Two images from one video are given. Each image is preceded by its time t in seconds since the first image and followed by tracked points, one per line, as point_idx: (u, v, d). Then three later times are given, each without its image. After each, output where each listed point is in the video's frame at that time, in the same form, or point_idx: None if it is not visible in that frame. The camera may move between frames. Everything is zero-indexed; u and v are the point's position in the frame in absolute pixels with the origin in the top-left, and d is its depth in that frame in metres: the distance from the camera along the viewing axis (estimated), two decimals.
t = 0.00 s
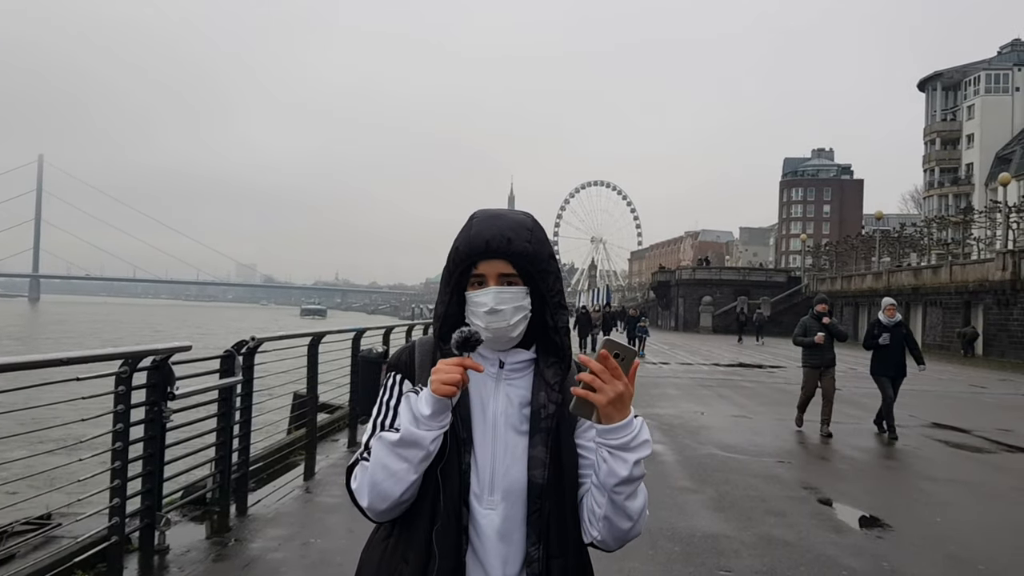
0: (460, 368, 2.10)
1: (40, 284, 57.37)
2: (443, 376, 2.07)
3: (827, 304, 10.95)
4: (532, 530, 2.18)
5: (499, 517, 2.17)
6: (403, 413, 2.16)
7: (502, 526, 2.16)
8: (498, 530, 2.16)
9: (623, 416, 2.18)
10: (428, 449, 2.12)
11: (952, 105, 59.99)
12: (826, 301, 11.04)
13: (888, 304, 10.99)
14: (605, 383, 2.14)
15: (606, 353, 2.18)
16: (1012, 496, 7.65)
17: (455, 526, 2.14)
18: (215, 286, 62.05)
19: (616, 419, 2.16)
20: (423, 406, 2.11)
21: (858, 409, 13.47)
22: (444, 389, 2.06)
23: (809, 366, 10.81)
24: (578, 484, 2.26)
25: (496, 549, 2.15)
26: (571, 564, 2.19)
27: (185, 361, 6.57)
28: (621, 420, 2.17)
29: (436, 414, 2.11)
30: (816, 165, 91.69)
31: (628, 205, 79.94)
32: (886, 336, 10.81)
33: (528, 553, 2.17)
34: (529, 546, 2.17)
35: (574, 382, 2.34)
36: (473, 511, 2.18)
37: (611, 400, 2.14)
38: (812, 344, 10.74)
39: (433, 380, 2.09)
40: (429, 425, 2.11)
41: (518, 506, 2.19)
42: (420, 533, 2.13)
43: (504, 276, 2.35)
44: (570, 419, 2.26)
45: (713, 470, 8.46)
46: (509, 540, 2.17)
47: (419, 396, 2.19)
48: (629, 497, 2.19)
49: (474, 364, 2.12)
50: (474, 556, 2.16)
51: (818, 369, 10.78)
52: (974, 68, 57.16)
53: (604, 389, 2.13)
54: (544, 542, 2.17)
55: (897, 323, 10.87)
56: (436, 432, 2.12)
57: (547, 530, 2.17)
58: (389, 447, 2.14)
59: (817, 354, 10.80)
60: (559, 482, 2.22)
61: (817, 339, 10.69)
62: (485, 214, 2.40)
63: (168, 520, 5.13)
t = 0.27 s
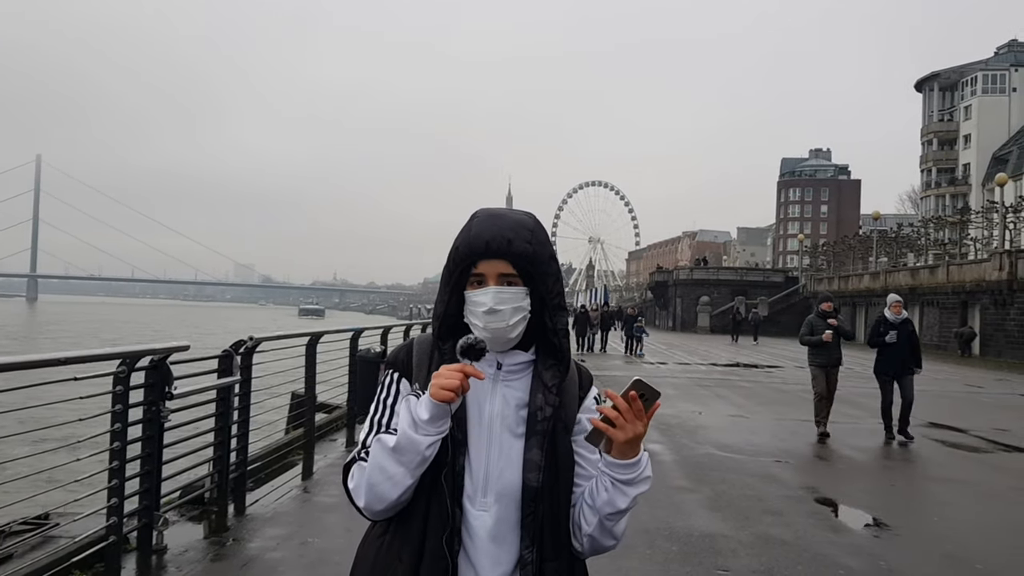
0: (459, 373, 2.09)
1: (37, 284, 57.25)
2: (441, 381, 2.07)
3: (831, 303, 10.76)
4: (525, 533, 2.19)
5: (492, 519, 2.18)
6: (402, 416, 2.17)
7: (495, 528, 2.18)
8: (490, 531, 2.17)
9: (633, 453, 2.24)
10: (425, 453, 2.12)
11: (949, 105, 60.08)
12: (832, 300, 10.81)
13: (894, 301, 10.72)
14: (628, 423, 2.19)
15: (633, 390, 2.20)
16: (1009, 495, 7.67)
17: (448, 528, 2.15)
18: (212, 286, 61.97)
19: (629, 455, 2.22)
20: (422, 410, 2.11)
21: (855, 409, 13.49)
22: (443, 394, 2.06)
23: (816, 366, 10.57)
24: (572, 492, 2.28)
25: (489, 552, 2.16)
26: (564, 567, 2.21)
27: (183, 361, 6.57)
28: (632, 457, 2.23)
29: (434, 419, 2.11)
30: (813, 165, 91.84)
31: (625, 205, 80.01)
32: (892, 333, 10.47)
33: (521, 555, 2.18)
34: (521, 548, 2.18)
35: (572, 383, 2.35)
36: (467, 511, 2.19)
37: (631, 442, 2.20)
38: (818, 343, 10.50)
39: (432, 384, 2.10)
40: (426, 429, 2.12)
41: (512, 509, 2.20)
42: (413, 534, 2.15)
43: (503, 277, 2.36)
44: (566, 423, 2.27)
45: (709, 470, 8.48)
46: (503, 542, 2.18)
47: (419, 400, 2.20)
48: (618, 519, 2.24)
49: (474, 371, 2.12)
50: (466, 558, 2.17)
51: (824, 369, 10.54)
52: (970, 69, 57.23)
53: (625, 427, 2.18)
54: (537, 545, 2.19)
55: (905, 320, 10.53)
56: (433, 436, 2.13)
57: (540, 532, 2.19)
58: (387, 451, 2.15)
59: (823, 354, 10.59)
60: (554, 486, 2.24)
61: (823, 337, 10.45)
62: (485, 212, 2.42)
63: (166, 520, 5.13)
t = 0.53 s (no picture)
0: (454, 375, 2.09)
1: (36, 285, 57.21)
2: (436, 383, 2.07)
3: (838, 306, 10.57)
4: (520, 535, 2.19)
5: (487, 520, 2.18)
6: (398, 418, 2.17)
7: (490, 529, 2.18)
8: (486, 531, 2.18)
9: (629, 459, 2.25)
10: (421, 455, 2.13)
11: (947, 105, 60.11)
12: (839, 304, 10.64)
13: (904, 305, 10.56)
14: (626, 433, 2.20)
15: (630, 403, 2.20)
16: (1007, 495, 7.68)
17: (444, 529, 2.15)
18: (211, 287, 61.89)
19: (624, 463, 2.24)
20: (417, 413, 2.12)
21: (853, 409, 13.50)
22: (437, 396, 2.06)
23: (823, 370, 10.35)
24: (567, 493, 2.28)
25: (484, 552, 2.16)
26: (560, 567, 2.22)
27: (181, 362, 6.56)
28: (627, 464, 2.24)
29: (429, 421, 2.12)
30: (812, 165, 91.86)
31: (624, 205, 80.02)
32: (901, 338, 10.29)
33: (517, 556, 2.19)
34: (517, 549, 2.19)
35: (566, 386, 2.35)
36: (462, 512, 2.19)
37: (628, 450, 2.21)
38: (826, 346, 10.30)
39: (427, 387, 2.10)
40: (421, 431, 2.12)
41: (507, 510, 2.21)
42: (409, 535, 2.15)
43: (497, 281, 2.36)
44: (561, 425, 2.28)
45: (708, 470, 8.49)
46: (498, 543, 2.19)
47: (415, 402, 2.20)
48: (611, 523, 2.26)
49: (469, 372, 2.11)
50: (461, 560, 2.17)
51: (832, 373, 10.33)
52: (969, 68, 57.26)
53: (620, 436, 2.19)
54: (533, 546, 2.19)
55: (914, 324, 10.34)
56: (429, 439, 2.13)
57: (535, 533, 2.19)
58: (383, 454, 2.15)
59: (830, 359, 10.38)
60: (549, 486, 2.24)
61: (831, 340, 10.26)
62: (480, 216, 2.41)
63: (165, 521, 5.13)
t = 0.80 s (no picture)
0: (462, 377, 2.10)
1: (37, 286, 57.22)
2: (445, 386, 2.07)
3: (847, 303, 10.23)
4: (526, 533, 2.20)
5: (493, 519, 2.19)
6: (405, 421, 2.17)
7: (495, 528, 2.18)
8: (492, 531, 2.18)
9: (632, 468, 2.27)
10: (429, 457, 2.13)
11: (947, 107, 60.12)
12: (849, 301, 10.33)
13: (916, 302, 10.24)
14: (625, 450, 2.21)
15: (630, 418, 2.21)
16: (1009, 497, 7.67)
17: (450, 528, 2.15)
18: (212, 288, 61.90)
19: (625, 472, 2.25)
20: (426, 414, 2.12)
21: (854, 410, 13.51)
22: (445, 398, 2.06)
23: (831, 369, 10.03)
24: (571, 492, 2.29)
25: (490, 552, 2.16)
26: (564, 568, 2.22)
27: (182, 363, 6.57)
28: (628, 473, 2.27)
29: (438, 423, 2.12)
30: (812, 166, 91.92)
31: (624, 206, 80.04)
32: (912, 335, 9.99)
33: (522, 554, 2.19)
34: (523, 548, 2.19)
35: (565, 385, 2.36)
36: (468, 513, 2.19)
37: (632, 462, 2.22)
38: (835, 344, 9.98)
39: (434, 389, 2.10)
40: (431, 433, 2.12)
41: (512, 509, 2.21)
42: (416, 536, 2.15)
43: (495, 281, 2.37)
44: (562, 424, 2.29)
45: (709, 471, 8.49)
46: (504, 542, 2.19)
47: (421, 404, 2.20)
48: (611, 527, 2.28)
49: (476, 374, 2.12)
50: (468, 560, 2.17)
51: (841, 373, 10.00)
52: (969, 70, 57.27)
53: (618, 461, 2.22)
54: (539, 544, 2.19)
55: (926, 321, 10.04)
56: (437, 441, 2.13)
57: (541, 531, 2.20)
58: (390, 458, 2.15)
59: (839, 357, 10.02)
60: (553, 484, 2.25)
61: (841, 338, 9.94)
62: (476, 216, 2.42)
63: (166, 523, 5.13)
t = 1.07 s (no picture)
0: (468, 378, 2.10)
1: (36, 287, 57.21)
2: (451, 387, 2.07)
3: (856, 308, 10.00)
4: (530, 533, 2.20)
5: (496, 519, 2.18)
6: (411, 422, 2.16)
7: (498, 528, 2.18)
8: (495, 532, 2.18)
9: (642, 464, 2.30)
10: (435, 458, 2.13)
11: (947, 107, 60.15)
12: (858, 306, 10.10)
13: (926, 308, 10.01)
14: (636, 447, 2.24)
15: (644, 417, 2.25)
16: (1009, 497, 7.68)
17: (453, 530, 2.15)
18: (212, 289, 61.95)
19: (635, 469, 2.28)
20: (431, 417, 2.11)
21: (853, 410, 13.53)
22: (452, 399, 2.06)
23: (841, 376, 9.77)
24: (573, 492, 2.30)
25: (493, 552, 2.16)
26: (566, 566, 2.22)
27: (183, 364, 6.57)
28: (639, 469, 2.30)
29: (443, 424, 2.11)
30: (812, 167, 91.98)
31: (624, 207, 80.11)
32: (921, 341, 9.76)
33: (525, 553, 2.19)
34: (525, 547, 2.19)
35: (566, 384, 2.36)
36: (470, 513, 2.19)
37: (644, 457, 2.25)
38: (845, 350, 9.74)
39: (440, 390, 2.10)
40: (436, 435, 2.12)
41: (514, 508, 2.21)
42: (419, 537, 2.14)
43: (496, 281, 2.38)
44: (563, 423, 2.29)
45: (709, 472, 8.50)
46: (507, 542, 2.19)
47: (425, 406, 2.20)
48: (617, 523, 2.31)
49: (480, 375, 2.12)
50: (471, 560, 2.17)
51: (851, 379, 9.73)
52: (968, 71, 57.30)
53: (636, 455, 2.24)
54: (542, 544, 2.20)
55: (936, 327, 9.80)
56: (443, 442, 2.13)
57: (543, 531, 2.20)
58: (394, 459, 2.14)
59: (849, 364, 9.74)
60: (554, 484, 2.25)
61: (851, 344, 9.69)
62: (476, 217, 2.43)
63: (165, 524, 5.12)
